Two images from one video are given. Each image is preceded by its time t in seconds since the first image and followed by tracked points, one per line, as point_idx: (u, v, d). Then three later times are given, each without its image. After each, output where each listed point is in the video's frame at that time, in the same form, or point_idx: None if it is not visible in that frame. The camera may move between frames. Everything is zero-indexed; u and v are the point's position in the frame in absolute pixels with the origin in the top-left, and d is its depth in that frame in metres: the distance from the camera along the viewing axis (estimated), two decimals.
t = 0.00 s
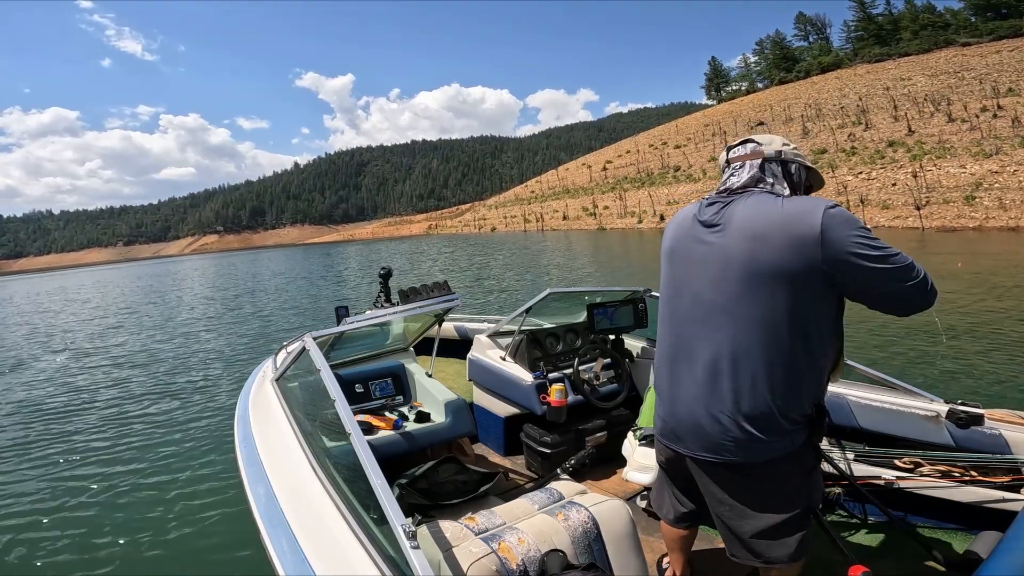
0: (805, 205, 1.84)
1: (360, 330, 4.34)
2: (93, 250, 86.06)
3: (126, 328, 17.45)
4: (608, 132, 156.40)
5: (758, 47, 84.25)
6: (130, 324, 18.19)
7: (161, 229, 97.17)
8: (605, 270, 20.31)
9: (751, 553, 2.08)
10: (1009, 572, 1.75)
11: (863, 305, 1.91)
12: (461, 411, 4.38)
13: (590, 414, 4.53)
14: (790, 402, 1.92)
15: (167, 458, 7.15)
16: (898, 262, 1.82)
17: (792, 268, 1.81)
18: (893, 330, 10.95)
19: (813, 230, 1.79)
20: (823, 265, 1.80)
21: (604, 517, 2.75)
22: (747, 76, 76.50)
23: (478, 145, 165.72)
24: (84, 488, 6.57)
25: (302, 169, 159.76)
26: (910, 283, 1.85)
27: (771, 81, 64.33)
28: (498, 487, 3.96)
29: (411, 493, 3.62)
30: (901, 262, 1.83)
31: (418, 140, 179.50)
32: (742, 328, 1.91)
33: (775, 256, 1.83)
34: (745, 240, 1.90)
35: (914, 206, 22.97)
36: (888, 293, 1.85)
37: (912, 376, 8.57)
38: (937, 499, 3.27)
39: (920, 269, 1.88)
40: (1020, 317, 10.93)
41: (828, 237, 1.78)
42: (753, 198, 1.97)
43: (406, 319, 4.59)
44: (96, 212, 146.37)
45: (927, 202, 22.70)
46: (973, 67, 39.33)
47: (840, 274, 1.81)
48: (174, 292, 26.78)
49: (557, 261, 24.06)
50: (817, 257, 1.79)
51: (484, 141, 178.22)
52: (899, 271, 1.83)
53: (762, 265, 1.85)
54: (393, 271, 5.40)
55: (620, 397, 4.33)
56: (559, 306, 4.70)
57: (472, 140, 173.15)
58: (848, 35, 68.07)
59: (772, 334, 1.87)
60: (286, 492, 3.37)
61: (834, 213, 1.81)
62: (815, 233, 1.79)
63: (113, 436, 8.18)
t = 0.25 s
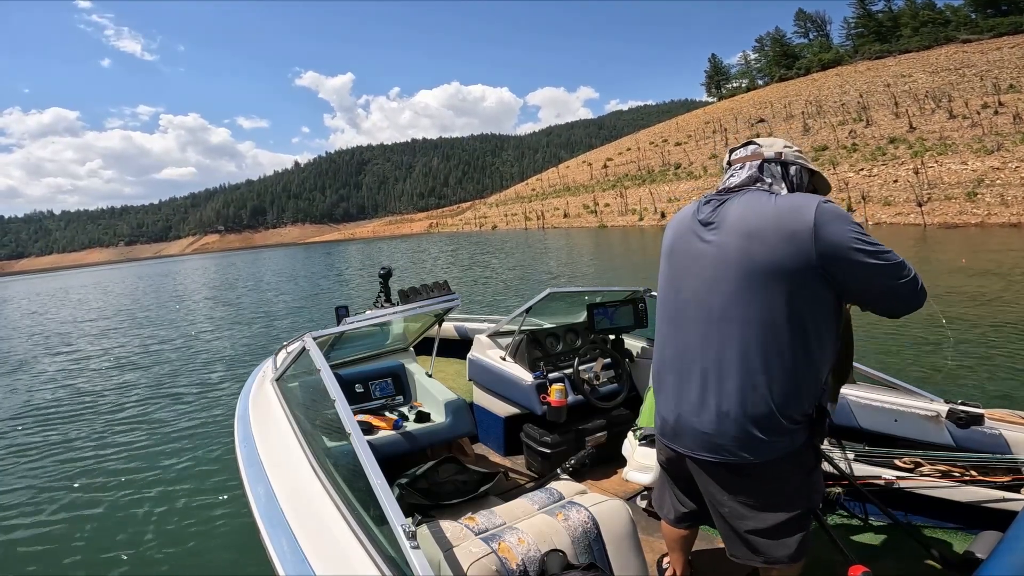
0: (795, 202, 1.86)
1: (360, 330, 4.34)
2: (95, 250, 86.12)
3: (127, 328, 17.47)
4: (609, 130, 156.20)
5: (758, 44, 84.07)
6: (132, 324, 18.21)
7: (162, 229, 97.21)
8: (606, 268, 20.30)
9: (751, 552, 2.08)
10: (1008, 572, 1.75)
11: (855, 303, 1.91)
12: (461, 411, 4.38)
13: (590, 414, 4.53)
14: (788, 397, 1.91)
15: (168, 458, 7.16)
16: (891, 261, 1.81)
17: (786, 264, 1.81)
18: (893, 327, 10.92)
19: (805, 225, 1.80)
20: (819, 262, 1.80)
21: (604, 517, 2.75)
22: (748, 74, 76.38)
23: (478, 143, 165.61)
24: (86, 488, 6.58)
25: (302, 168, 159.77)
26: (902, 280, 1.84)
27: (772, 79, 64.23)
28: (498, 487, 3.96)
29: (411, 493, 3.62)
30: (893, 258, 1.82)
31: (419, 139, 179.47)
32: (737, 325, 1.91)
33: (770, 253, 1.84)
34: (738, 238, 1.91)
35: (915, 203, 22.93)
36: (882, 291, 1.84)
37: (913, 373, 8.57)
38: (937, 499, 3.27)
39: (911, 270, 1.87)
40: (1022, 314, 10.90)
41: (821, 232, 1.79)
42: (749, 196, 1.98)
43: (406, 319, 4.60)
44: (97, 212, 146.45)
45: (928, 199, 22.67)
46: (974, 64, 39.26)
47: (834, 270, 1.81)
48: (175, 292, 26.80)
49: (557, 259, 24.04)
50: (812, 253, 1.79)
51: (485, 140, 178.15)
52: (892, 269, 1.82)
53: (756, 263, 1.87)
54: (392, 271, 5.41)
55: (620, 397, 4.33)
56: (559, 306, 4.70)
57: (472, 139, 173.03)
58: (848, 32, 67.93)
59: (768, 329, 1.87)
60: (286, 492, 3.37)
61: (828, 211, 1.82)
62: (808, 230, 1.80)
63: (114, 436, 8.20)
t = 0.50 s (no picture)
0: (786, 198, 1.87)
1: (360, 330, 4.34)
2: (96, 249, 86.16)
3: (128, 328, 17.46)
4: (610, 129, 156.09)
5: (760, 44, 83.97)
6: (132, 323, 18.20)
7: (163, 228, 97.25)
8: (607, 267, 20.29)
9: (752, 552, 2.08)
10: (1008, 571, 1.75)
11: (851, 299, 1.90)
12: (461, 411, 4.38)
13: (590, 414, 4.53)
14: (787, 393, 1.90)
15: (168, 458, 7.16)
16: (881, 253, 1.81)
17: (780, 259, 1.82)
18: (894, 326, 10.91)
19: (796, 220, 1.81)
20: (813, 257, 1.80)
21: (604, 517, 2.75)
22: (749, 73, 76.30)
23: (479, 143, 165.58)
24: (86, 489, 6.58)
25: (303, 168, 159.86)
26: (893, 274, 1.84)
27: (773, 78, 64.17)
28: (498, 487, 3.96)
29: (411, 494, 3.62)
30: (885, 252, 1.82)
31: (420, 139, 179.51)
32: (734, 323, 1.92)
33: (764, 250, 1.84)
34: (732, 236, 1.93)
35: (917, 202, 22.90)
36: (875, 286, 1.84)
37: (914, 373, 8.57)
38: (937, 499, 3.26)
39: (902, 264, 1.87)
40: None
41: (812, 226, 1.79)
42: (743, 195, 1.99)
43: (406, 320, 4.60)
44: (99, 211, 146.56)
45: (931, 199, 22.64)
46: (976, 63, 39.19)
47: (827, 265, 1.81)
48: (176, 292, 26.80)
49: (558, 259, 24.03)
50: (806, 250, 1.80)
51: (486, 139, 178.17)
52: (883, 262, 1.82)
53: (752, 260, 1.87)
54: (392, 272, 5.41)
55: (620, 397, 4.33)
56: (559, 306, 4.70)
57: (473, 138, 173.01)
58: (850, 31, 67.84)
59: (766, 327, 1.87)
60: (286, 492, 3.38)
61: (820, 207, 1.83)
62: (801, 227, 1.80)
63: (115, 436, 8.20)
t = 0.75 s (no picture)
0: (780, 195, 1.88)
1: (360, 330, 4.34)
2: (97, 249, 86.25)
3: (128, 328, 17.46)
4: (612, 133, 156.20)
5: (763, 48, 84.00)
6: (134, 324, 18.21)
7: (165, 229, 97.36)
8: (608, 271, 20.28)
9: (752, 553, 2.07)
10: (1009, 572, 1.75)
11: (849, 297, 1.91)
12: (461, 411, 4.38)
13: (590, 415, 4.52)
14: (785, 390, 1.90)
15: (168, 458, 7.16)
16: (875, 248, 1.81)
17: (777, 257, 1.82)
18: (895, 331, 10.91)
19: (791, 218, 1.83)
20: (810, 254, 1.81)
21: (604, 517, 2.75)
22: (752, 78, 76.34)
23: (482, 145, 165.70)
24: (86, 489, 6.57)
25: (305, 169, 160.05)
26: (886, 269, 1.84)
27: (776, 83, 64.22)
28: (498, 487, 3.95)
29: (411, 494, 3.62)
30: (879, 248, 1.83)
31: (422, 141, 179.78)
32: (732, 322, 1.92)
33: (761, 249, 1.85)
34: (729, 234, 1.93)
35: (920, 208, 22.88)
36: (869, 282, 1.84)
37: (916, 378, 8.54)
38: (938, 500, 3.25)
39: (896, 260, 1.87)
40: None
41: (807, 223, 1.80)
42: (741, 193, 2.00)
43: (406, 320, 4.60)
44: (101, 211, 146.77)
45: (933, 204, 22.63)
46: (979, 69, 39.19)
47: (823, 261, 1.81)
48: (177, 292, 26.82)
49: (560, 262, 24.03)
50: (803, 247, 1.80)
51: (488, 142, 178.39)
52: (876, 257, 1.82)
53: (750, 258, 1.87)
54: (392, 271, 5.42)
55: (620, 398, 4.34)
56: (559, 306, 4.69)
57: (475, 141, 173.18)
58: (854, 36, 67.86)
59: (765, 324, 1.87)
60: (285, 493, 3.37)
61: (815, 203, 1.83)
62: (796, 224, 1.81)
63: (115, 437, 8.19)
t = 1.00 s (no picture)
0: (779, 195, 1.90)
1: (360, 330, 4.35)
2: (99, 249, 86.34)
3: (129, 328, 17.47)
4: (615, 139, 156.48)
5: (766, 56, 84.18)
6: (134, 324, 18.22)
7: (167, 230, 97.54)
8: (609, 277, 20.29)
9: (751, 552, 2.07)
10: (1008, 571, 1.76)
11: (849, 299, 1.91)
12: (461, 412, 4.38)
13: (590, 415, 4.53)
14: (784, 388, 1.91)
15: (168, 458, 7.17)
16: (873, 248, 1.82)
17: (775, 254, 1.84)
18: (896, 339, 10.90)
19: (789, 216, 1.84)
20: (808, 253, 1.82)
21: (604, 517, 2.75)
22: (755, 85, 76.52)
23: (484, 150, 165.98)
24: (85, 488, 6.57)
25: (308, 172, 160.45)
26: (885, 270, 1.84)
27: (779, 91, 64.34)
28: (498, 488, 3.96)
29: (411, 494, 3.62)
30: (878, 249, 1.83)
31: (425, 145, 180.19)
32: (732, 319, 1.93)
33: (761, 246, 1.86)
34: (729, 232, 1.95)
35: (921, 218, 22.90)
36: (866, 283, 1.84)
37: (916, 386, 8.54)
38: (937, 500, 3.25)
39: (895, 261, 1.87)
40: None
41: (805, 222, 1.81)
42: (741, 194, 2.02)
43: (406, 320, 4.61)
44: (103, 211, 147.07)
45: (935, 214, 22.65)
46: (982, 79, 39.26)
47: (821, 260, 1.82)
48: (178, 293, 26.85)
49: (561, 267, 24.03)
50: (801, 246, 1.81)
51: (491, 147, 178.80)
52: (875, 257, 1.82)
53: (748, 256, 1.88)
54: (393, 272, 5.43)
55: (620, 398, 4.34)
56: (559, 307, 4.71)
57: (478, 145, 173.50)
58: (857, 45, 68.00)
59: (763, 321, 1.88)
60: (285, 492, 3.37)
61: (814, 202, 1.85)
62: (794, 221, 1.83)
63: (114, 436, 8.20)
